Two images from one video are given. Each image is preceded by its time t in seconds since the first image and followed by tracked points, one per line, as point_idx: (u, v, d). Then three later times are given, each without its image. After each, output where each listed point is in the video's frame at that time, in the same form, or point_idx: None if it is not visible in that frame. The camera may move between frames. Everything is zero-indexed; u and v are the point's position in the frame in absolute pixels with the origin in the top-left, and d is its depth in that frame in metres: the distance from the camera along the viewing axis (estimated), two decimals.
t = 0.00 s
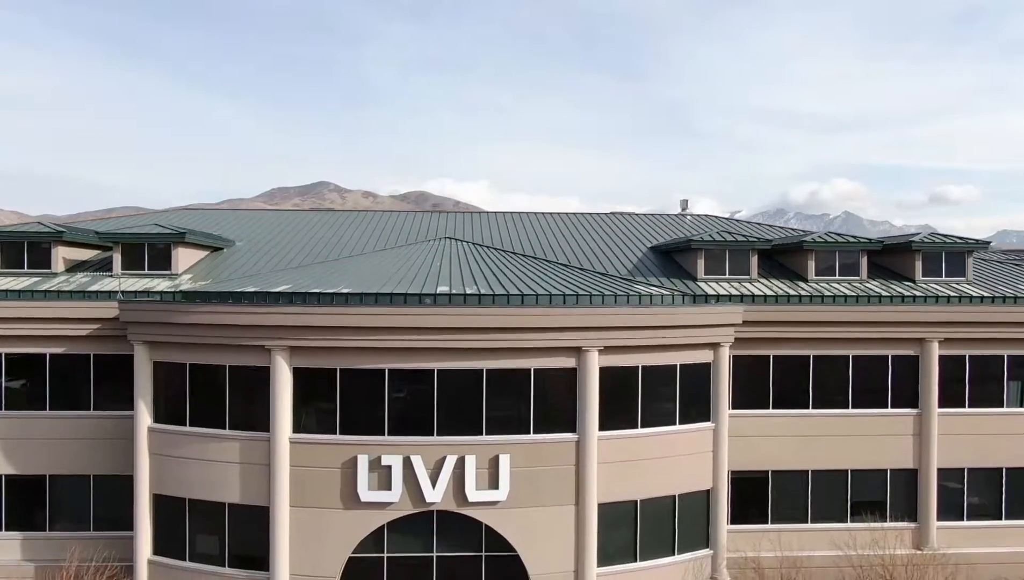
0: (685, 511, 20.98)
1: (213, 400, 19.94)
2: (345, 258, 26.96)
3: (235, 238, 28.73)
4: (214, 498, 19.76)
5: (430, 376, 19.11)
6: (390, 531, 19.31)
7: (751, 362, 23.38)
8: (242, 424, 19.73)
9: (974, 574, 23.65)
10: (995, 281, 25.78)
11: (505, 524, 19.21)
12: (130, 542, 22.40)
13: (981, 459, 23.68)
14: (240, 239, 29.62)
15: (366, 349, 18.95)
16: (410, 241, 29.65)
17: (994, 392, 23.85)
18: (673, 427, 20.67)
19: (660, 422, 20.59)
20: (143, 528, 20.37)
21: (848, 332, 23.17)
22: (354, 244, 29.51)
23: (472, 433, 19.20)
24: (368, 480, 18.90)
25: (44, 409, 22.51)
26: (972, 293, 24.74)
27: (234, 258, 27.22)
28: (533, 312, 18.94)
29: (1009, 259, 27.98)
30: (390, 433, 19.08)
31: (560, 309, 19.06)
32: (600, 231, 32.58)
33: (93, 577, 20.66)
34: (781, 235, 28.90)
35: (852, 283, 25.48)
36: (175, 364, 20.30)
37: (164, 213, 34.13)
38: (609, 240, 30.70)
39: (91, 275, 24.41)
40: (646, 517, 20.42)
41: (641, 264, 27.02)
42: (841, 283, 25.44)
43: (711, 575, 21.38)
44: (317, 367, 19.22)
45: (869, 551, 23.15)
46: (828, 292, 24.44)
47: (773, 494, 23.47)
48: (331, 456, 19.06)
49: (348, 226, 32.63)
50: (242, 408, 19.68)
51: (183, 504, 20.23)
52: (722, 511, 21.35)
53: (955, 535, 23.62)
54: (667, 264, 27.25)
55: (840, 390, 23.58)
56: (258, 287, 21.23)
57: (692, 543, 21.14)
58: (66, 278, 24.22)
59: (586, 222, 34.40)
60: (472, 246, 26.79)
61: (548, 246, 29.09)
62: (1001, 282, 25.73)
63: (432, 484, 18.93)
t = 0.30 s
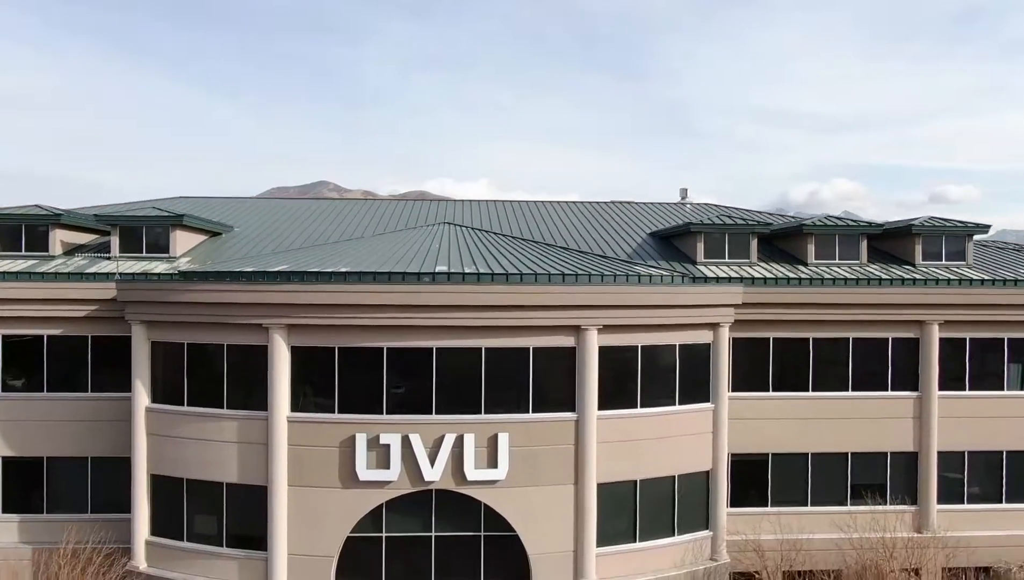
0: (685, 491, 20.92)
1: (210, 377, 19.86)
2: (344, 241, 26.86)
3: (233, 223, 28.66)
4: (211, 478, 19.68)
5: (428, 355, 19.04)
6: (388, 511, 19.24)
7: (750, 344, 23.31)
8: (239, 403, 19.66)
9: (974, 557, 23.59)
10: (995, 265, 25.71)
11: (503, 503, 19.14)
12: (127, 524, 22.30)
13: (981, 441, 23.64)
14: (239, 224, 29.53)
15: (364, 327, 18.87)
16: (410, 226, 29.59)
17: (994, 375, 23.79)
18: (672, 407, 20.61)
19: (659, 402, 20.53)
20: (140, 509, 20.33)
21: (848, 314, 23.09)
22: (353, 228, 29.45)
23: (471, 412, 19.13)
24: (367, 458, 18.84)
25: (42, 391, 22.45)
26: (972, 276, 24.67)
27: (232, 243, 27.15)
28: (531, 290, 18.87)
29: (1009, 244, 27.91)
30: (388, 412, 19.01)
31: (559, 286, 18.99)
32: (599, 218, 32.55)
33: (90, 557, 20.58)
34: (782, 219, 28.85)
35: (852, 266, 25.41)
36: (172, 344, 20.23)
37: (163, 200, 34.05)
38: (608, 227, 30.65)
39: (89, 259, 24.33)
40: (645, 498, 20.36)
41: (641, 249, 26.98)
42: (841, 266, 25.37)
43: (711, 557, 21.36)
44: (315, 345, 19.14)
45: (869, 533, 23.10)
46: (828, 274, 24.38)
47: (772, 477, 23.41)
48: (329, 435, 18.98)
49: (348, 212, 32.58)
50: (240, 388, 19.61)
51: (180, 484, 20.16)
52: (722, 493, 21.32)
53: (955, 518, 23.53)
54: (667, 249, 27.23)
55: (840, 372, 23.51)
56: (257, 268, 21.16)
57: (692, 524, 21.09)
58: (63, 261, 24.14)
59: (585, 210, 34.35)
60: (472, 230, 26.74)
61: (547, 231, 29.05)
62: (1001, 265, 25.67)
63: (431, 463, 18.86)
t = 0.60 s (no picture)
0: (685, 470, 20.81)
1: (207, 354, 19.73)
2: (342, 222, 26.74)
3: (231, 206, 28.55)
4: (209, 455, 19.57)
5: (427, 331, 18.93)
6: (387, 488, 19.13)
7: (751, 324, 23.20)
8: (237, 380, 19.54)
9: (976, 539, 23.46)
10: (996, 247, 25.60)
11: (502, 480, 19.03)
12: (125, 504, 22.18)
13: (982, 423, 23.53)
14: (237, 208, 29.44)
15: (363, 302, 18.76)
16: (409, 209, 29.49)
17: (995, 356, 23.69)
18: (672, 385, 20.50)
19: (659, 380, 20.42)
20: (137, 487, 20.21)
21: (848, 294, 22.95)
22: (353, 212, 29.34)
23: (470, 388, 19.01)
24: (365, 434, 18.73)
25: (39, 370, 22.33)
26: (973, 256, 24.56)
27: (230, 225, 27.02)
28: (530, 265, 18.75)
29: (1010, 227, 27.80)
30: (387, 388, 18.90)
31: (558, 261, 18.86)
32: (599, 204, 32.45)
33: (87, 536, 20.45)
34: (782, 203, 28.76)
35: (852, 248, 25.30)
36: (169, 321, 20.12)
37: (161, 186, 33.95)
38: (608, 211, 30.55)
39: (86, 239, 24.22)
40: (645, 476, 20.24)
41: (641, 232, 26.87)
42: (841, 248, 25.27)
43: (711, 536, 21.25)
44: (313, 321, 19.02)
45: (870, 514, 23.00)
46: (829, 255, 24.27)
47: (773, 458, 23.30)
48: (326, 411, 18.86)
49: (347, 197, 32.47)
50: (237, 365, 19.49)
51: (177, 462, 20.04)
52: (722, 472, 21.22)
53: (956, 499, 23.41)
54: (667, 232, 27.13)
55: (840, 353, 23.40)
56: (253, 245, 21.04)
57: (692, 504, 20.99)
58: (60, 241, 24.01)
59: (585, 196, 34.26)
60: (471, 212, 26.62)
61: (547, 214, 28.93)
62: (1002, 247, 25.55)
63: (429, 439, 18.75)
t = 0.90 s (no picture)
0: (685, 450, 20.68)
1: (204, 331, 19.58)
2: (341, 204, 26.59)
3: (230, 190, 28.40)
4: (205, 433, 19.43)
5: (425, 307, 18.80)
6: (385, 466, 18.98)
7: (751, 305, 23.07)
8: (234, 357, 19.39)
9: (979, 522, 23.31)
10: (998, 229, 25.46)
11: (501, 458, 18.91)
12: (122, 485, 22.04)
13: (984, 404, 23.40)
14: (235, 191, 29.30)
15: (361, 277, 18.62)
16: (408, 192, 29.35)
17: (997, 337, 23.55)
18: (672, 363, 20.36)
19: (659, 358, 20.28)
20: (134, 465, 20.07)
21: (850, 274, 22.81)
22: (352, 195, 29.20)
23: (468, 364, 18.88)
24: (363, 411, 18.60)
25: (35, 349, 22.19)
26: (975, 238, 24.42)
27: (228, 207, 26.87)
28: (529, 240, 18.60)
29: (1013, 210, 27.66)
30: (385, 364, 18.76)
31: (557, 237, 18.71)
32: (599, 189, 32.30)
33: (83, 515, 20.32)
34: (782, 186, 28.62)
35: (854, 230, 25.16)
36: (166, 298, 19.97)
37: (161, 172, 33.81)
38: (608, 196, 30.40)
39: (82, 220, 24.06)
40: (645, 455, 20.11)
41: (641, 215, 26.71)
42: (842, 230, 25.13)
43: (711, 516, 21.12)
44: (311, 297, 18.87)
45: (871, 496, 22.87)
46: (830, 236, 24.12)
47: (774, 439, 23.16)
48: (324, 387, 18.72)
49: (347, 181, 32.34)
50: (234, 342, 19.34)
51: (174, 440, 19.90)
52: (722, 452, 21.09)
53: (958, 481, 23.26)
54: (667, 215, 26.97)
55: (842, 334, 23.26)
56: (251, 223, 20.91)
57: (692, 483, 20.85)
58: (57, 221, 23.86)
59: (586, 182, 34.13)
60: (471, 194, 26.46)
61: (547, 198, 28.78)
62: (1005, 230, 25.41)
63: (428, 416, 18.61)
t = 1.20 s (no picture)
0: (686, 429, 20.54)
1: (202, 310, 19.45)
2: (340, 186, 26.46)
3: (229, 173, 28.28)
4: (203, 411, 19.30)
5: (425, 283, 18.66)
6: (383, 444, 18.85)
7: (753, 286, 22.93)
8: (232, 334, 19.26)
9: (981, 505, 23.15)
10: (1001, 213, 25.33)
11: (501, 435, 18.78)
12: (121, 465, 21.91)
13: (986, 387, 23.26)
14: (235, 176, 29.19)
15: (359, 253, 18.49)
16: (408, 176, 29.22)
17: (1000, 319, 23.41)
18: (672, 342, 20.22)
19: (660, 337, 20.14)
20: (132, 444, 19.94)
21: (851, 255, 22.68)
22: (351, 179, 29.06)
23: (468, 341, 18.75)
24: (362, 388, 18.47)
25: (33, 329, 22.07)
26: (978, 220, 24.29)
27: (227, 191, 26.75)
28: (529, 216, 18.47)
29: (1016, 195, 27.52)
30: (384, 341, 18.63)
31: (557, 214, 18.59)
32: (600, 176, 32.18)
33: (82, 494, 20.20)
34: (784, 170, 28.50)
35: (856, 212, 25.02)
36: (164, 276, 19.84)
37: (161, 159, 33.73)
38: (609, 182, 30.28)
39: (80, 201, 23.96)
40: (646, 434, 19.98)
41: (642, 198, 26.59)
42: (844, 212, 25.01)
43: (712, 497, 20.98)
44: (309, 273, 18.74)
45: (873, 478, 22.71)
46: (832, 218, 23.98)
47: (775, 421, 23.03)
48: (322, 364, 18.59)
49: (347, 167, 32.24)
50: (233, 319, 19.21)
51: (172, 419, 19.77)
52: (723, 432, 20.95)
53: (960, 464, 23.11)
54: (668, 199, 26.84)
55: (843, 315, 23.12)
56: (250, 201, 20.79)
57: (693, 463, 20.72)
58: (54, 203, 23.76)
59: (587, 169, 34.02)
60: (471, 177, 26.32)
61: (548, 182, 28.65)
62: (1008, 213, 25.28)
63: (427, 393, 18.48)
